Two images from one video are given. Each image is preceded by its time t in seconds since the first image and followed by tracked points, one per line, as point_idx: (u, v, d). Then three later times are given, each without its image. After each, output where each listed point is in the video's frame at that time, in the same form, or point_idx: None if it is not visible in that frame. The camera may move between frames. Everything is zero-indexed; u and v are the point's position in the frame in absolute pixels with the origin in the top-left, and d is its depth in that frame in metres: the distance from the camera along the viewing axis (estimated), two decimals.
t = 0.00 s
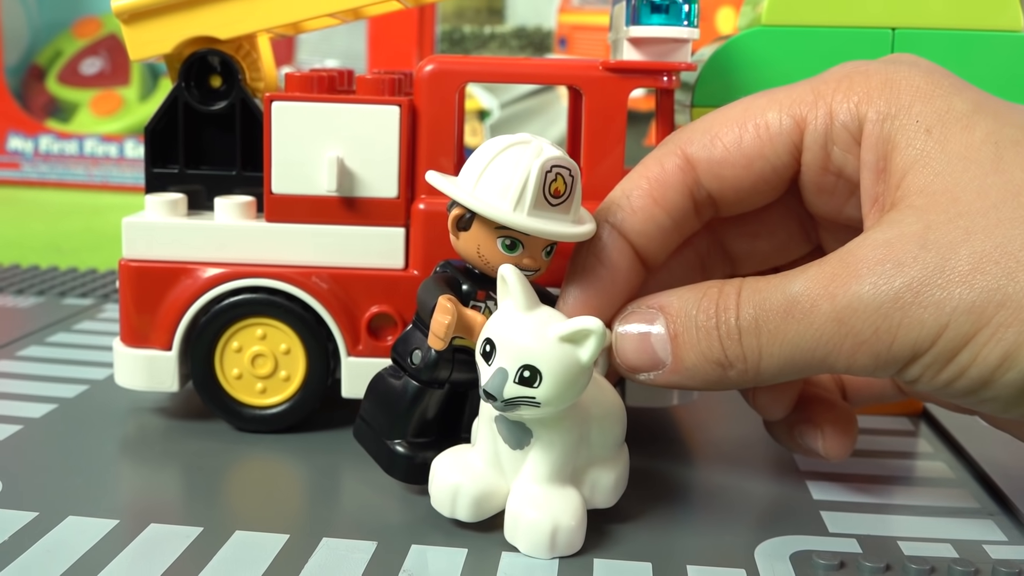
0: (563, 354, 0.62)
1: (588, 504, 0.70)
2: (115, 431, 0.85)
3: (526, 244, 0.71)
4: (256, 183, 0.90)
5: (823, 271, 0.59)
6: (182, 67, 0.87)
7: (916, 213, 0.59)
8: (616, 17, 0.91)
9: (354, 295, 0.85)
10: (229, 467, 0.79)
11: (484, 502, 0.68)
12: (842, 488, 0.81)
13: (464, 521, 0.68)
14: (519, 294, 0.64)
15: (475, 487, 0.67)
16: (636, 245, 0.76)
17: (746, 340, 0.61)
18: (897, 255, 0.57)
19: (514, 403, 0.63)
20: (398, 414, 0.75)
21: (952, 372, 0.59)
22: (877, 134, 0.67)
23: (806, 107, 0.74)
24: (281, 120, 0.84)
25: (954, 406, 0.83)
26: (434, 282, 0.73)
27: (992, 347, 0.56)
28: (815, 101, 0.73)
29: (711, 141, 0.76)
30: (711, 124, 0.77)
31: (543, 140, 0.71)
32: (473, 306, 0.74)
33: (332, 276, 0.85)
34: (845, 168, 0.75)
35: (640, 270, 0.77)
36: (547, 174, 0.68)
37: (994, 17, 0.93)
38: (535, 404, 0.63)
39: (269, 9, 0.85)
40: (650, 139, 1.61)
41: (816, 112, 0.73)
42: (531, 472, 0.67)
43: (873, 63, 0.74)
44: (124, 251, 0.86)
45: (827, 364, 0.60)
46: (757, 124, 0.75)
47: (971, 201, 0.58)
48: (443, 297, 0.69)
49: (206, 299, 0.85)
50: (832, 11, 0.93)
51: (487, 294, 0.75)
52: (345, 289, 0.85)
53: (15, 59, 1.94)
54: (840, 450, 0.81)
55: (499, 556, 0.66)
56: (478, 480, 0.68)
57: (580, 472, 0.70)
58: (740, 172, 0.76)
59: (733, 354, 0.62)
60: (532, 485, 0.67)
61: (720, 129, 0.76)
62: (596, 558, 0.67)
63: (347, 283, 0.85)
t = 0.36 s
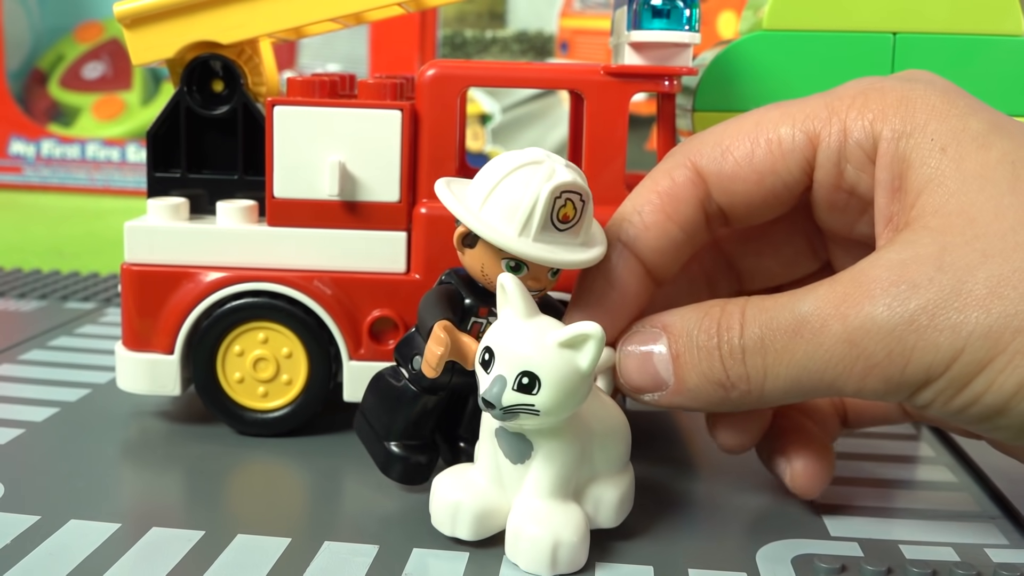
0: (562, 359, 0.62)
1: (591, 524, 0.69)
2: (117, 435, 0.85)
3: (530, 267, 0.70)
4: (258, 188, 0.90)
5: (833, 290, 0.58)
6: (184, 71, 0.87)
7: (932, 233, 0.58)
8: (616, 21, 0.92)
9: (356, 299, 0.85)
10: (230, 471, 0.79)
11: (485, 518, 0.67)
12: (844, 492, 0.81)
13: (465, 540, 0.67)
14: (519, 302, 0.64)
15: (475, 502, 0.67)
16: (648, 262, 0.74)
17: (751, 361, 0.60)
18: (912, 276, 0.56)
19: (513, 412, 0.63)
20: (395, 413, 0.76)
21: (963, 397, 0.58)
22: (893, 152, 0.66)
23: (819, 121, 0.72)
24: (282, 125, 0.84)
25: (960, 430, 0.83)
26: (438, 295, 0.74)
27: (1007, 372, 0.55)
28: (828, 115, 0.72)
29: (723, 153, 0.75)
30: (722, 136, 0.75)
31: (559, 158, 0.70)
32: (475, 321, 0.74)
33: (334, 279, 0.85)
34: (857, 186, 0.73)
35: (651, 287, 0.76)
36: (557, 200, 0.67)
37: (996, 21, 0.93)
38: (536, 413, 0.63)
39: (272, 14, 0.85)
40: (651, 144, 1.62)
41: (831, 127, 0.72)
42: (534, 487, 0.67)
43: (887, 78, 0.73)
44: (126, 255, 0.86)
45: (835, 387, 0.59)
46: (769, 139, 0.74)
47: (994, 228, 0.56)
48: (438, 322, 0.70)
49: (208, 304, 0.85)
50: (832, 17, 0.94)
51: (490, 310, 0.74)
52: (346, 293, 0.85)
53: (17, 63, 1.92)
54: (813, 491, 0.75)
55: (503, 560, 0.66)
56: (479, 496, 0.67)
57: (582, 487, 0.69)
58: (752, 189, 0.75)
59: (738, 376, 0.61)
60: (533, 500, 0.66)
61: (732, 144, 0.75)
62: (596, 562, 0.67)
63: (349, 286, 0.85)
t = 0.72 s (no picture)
0: (542, 360, 0.63)
1: (593, 544, 0.67)
2: (118, 435, 0.85)
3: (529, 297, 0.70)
4: (259, 189, 0.90)
5: (838, 307, 0.58)
6: (186, 71, 0.87)
7: (940, 244, 0.57)
8: (617, 22, 0.93)
9: (357, 298, 0.85)
10: (231, 471, 0.79)
11: (482, 539, 0.65)
12: (845, 493, 0.81)
13: (463, 562, 0.66)
14: (503, 312, 0.65)
15: (469, 519, 0.65)
16: (650, 280, 0.74)
17: (756, 381, 0.61)
18: (920, 292, 0.55)
19: (498, 420, 0.63)
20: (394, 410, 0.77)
21: (982, 412, 0.57)
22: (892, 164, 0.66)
23: (816, 128, 0.71)
24: (283, 125, 0.84)
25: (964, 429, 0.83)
26: (435, 314, 0.73)
27: None
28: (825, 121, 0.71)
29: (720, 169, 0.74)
30: (719, 148, 0.74)
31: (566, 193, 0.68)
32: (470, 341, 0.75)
33: (334, 280, 0.85)
34: (857, 195, 0.72)
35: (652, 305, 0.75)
36: (557, 245, 0.66)
37: (998, 21, 0.93)
38: (521, 420, 0.63)
39: (272, 14, 0.85)
40: (651, 144, 1.62)
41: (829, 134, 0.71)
42: (530, 500, 0.66)
43: (884, 86, 0.72)
44: (127, 255, 0.86)
45: (846, 404, 0.59)
46: (765, 150, 0.73)
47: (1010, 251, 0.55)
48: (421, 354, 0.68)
49: (209, 304, 0.85)
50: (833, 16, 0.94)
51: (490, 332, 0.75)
52: (347, 293, 0.85)
53: (17, 64, 1.92)
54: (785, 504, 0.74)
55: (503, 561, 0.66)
56: (475, 517, 0.65)
57: (578, 503, 0.67)
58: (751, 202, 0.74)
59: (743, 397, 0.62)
60: (530, 513, 0.65)
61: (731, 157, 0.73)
62: (597, 563, 0.67)
63: (349, 287, 0.85)
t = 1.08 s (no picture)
0: (557, 360, 0.64)
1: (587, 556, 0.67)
2: (118, 435, 0.85)
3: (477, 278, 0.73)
4: (259, 189, 0.90)
5: (804, 247, 0.57)
6: (186, 71, 0.87)
7: (907, 190, 0.56)
8: (617, 23, 0.92)
9: (357, 299, 0.85)
10: (231, 471, 0.79)
11: (476, 543, 0.65)
12: (845, 492, 0.81)
13: (455, 570, 0.65)
14: (514, 315, 0.67)
15: (463, 525, 0.64)
16: (621, 254, 0.77)
17: (715, 320, 0.60)
18: (883, 231, 0.54)
19: (510, 417, 0.63)
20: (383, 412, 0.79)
21: (945, 356, 0.56)
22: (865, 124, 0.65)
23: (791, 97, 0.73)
24: (284, 124, 0.84)
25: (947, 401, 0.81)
26: (394, 305, 0.76)
27: (987, 329, 0.53)
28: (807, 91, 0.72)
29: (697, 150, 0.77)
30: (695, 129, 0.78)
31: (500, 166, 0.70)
32: (434, 329, 0.77)
33: (335, 280, 0.85)
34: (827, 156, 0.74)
35: (626, 280, 0.77)
36: (490, 215, 0.68)
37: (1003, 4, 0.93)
38: (532, 419, 0.63)
39: (272, 15, 0.85)
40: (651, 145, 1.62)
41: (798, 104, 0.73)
42: (528, 505, 0.66)
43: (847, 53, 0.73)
44: (127, 256, 0.86)
45: (805, 347, 0.58)
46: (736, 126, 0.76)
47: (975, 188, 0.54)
48: (373, 336, 0.72)
49: (209, 304, 0.85)
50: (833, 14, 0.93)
51: (447, 317, 0.77)
52: (347, 294, 0.85)
53: (17, 64, 1.93)
54: (748, 473, 0.75)
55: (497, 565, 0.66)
56: (470, 522, 0.65)
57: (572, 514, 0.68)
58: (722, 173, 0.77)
59: (702, 340, 0.61)
60: (527, 519, 0.65)
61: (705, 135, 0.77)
62: (597, 562, 0.67)
63: (350, 287, 0.85)
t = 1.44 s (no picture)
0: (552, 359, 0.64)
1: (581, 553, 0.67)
2: (119, 435, 0.85)
3: (432, 233, 0.76)
4: (259, 189, 0.90)
5: (749, 188, 0.56)
6: (187, 72, 0.88)
7: (849, 134, 0.55)
8: (616, 23, 0.93)
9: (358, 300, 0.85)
10: (231, 471, 0.79)
11: (471, 545, 0.65)
12: (844, 492, 0.81)
13: (452, 573, 0.64)
14: (506, 317, 0.67)
15: (459, 528, 0.64)
16: (587, 221, 0.80)
17: (661, 263, 0.59)
18: (824, 168, 0.53)
19: (507, 417, 0.64)
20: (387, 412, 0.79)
21: (882, 292, 0.54)
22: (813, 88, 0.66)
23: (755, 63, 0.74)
24: (284, 125, 0.84)
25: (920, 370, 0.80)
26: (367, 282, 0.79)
27: (921, 261, 0.51)
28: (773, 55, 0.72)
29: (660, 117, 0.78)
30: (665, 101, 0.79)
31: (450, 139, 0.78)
32: (406, 300, 0.79)
33: (336, 280, 0.85)
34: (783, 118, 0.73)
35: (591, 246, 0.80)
36: (431, 163, 0.74)
37: None
38: (529, 418, 0.64)
39: (273, 16, 0.85)
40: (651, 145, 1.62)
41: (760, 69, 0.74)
42: (523, 505, 0.66)
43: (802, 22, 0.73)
44: (127, 256, 0.86)
45: (749, 288, 0.57)
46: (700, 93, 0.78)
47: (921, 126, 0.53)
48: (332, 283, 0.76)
49: (210, 304, 0.85)
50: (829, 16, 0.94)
51: (418, 288, 0.79)
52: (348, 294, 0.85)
53: (18, 65, 1.92)
54: (682, 437, 0.83)
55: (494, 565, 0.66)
56: (465, 525, 0.65)
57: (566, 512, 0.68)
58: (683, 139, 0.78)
59: (646, 285, 0.61)
60: (522, 518, 0.66)
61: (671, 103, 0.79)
62: (596, 562, 0.67)
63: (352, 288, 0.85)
